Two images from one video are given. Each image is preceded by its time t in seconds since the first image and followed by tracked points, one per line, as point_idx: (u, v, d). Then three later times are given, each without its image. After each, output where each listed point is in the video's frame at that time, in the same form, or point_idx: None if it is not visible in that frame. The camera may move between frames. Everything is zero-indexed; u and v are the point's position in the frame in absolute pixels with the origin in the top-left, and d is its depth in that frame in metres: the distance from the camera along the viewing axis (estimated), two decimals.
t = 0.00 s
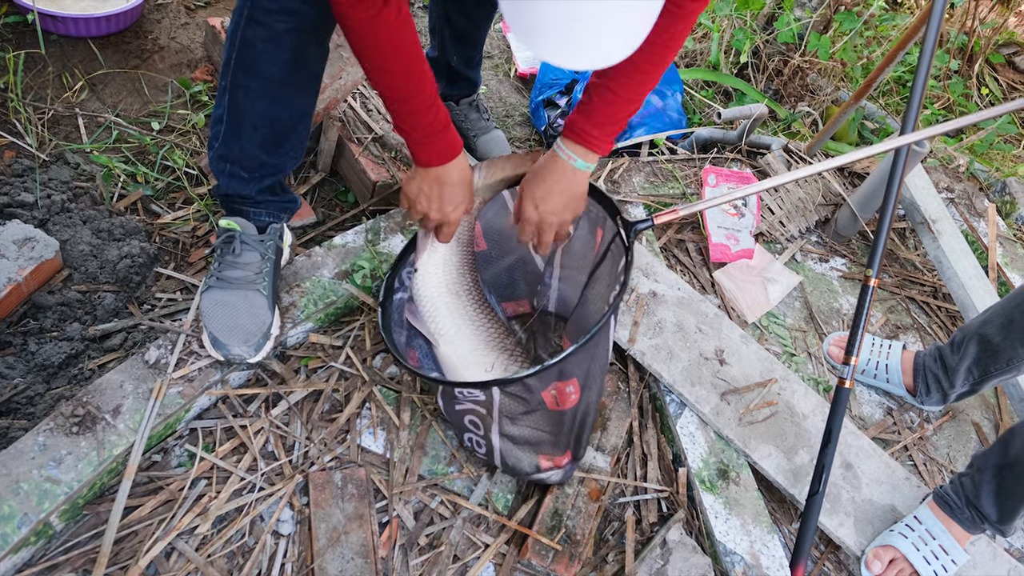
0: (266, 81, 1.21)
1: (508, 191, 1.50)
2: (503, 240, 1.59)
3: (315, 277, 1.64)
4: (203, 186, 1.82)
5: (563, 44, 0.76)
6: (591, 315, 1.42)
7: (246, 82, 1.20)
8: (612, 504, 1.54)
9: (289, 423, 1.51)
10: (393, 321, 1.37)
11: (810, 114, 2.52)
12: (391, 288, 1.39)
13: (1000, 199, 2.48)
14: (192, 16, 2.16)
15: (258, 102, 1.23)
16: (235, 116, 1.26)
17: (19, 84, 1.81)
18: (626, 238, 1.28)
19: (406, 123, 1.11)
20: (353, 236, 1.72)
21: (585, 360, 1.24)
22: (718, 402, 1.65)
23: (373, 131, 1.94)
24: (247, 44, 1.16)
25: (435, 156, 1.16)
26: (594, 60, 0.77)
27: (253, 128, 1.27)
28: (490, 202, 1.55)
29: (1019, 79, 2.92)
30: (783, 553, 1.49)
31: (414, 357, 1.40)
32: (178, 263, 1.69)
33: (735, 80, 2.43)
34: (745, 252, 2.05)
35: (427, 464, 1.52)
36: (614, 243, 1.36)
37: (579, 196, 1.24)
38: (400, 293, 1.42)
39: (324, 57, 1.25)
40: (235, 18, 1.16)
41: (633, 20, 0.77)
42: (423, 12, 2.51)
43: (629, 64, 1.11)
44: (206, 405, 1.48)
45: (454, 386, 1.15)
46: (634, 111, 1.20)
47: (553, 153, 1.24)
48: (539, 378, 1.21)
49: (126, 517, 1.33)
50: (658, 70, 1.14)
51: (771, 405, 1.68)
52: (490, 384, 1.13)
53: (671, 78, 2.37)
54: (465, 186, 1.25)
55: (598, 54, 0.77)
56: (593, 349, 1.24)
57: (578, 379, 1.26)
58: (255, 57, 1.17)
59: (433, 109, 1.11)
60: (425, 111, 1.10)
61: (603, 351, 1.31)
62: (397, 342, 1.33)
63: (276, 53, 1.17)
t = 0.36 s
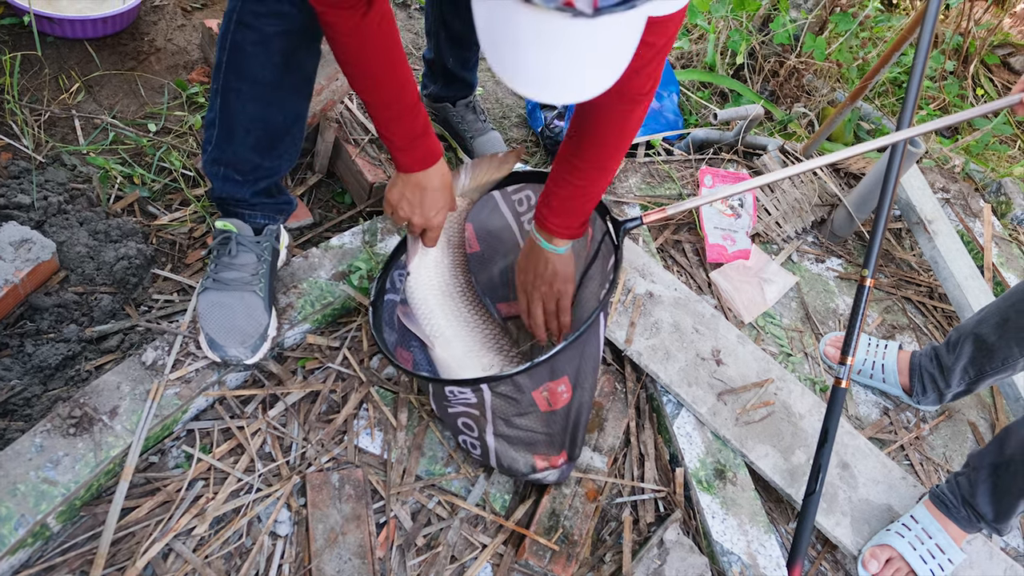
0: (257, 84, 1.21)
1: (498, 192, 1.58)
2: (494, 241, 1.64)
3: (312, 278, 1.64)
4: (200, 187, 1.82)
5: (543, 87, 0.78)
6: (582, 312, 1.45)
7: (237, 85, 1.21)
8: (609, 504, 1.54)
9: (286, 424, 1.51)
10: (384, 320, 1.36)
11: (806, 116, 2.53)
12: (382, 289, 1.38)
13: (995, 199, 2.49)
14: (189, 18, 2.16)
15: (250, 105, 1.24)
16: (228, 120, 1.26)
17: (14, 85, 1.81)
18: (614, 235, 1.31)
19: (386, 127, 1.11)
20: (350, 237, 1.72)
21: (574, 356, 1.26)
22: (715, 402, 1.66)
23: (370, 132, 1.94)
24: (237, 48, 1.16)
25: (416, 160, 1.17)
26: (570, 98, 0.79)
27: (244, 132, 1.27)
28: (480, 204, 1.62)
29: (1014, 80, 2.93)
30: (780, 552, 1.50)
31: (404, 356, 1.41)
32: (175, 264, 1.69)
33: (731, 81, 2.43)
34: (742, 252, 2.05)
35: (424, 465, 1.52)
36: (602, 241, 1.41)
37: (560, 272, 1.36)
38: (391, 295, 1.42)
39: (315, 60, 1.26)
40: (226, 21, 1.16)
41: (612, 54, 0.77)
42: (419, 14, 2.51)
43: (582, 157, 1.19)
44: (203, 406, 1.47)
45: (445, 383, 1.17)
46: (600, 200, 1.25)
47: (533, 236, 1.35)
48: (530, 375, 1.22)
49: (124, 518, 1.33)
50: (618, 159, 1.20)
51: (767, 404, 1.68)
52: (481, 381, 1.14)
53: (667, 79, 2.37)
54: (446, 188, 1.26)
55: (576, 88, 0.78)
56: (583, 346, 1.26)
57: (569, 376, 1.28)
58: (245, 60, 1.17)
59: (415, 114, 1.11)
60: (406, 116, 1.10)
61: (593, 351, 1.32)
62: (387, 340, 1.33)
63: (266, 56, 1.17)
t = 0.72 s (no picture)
0: (255, 86, 1.21)
1: (497, 192, 1.57)
2: (494, 241, 1.64)
3: (312, 278, 1.64)
4: (200, 188, 1.82)
5: (521, 87, 0.78)
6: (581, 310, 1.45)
7: (235, 87, 1.21)
8: (608, 504, 1.54)
9: (286, 425, 1.51)
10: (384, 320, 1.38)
11: (805, 116, 2.54)
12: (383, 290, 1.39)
13: (994, 200, 2.50)
14: (188, 18, 2.16)
15: (247, 106, 1.24)
16: (225, 120, 1.26)
17: (14, 86, 1.81)
18: (613, 231, 1.33)
19: (383, 126, 1.11)
20: (350, 238, 1.73)
21: (573, 355, 1.26)
22: (714, 403, 1.66)
23: (370, 133, 1.95)
24: (235, 49, 1.16)
25: (414, 160, 1.16)
26: (548, 96, 0.80)
27: (242, 132, 1.27)
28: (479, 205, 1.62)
29: (1012, 81, 2.94)
30: (779, 552, 1.50)
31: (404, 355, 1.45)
32: (175, 265, 1.69)
33: (730, 81, 2.43)
34: (741, 253, 2.06)
35: (424, 465, 1.52)
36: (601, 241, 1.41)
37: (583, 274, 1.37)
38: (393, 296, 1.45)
39: (313, 60, 1.26)
40: (223, 23, 1.17)
41: (588, 51, 0.77)
42: (419, 14, 2.52)
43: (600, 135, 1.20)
44: (203, 407, 1.48)
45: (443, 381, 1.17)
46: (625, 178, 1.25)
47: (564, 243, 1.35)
48: (529, 373, 1.22)
49: (124, 518, 1.33)
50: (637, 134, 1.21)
51: (767, 405, 1.68)
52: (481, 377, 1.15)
53: (667, 79, 2.36)
54: (442, 191, 1.27)
55: (553, 87, 0.79)
56: (582, 345, 1.26)
57: (568, 375, 1.28)
58: (242, 62, 1.18)
59: (414, 113, 1.11)
60: (405, 116, 1.10)
61: (593, 351, 1.32)
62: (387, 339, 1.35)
63: (264, 58, 1.18)
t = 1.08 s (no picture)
0: (255, 86, 1.21)
1: (497, 192, 1.58)
2: (495, 241, 1.65)
3: (314, 278, 1.64)
4: (202, 188, 1.83)
5: (513, 103, 0.80)
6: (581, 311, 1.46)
7: (234, 87, 1.21)
8: (610, 505, 1.54)
9: (287, 425, 1.51)
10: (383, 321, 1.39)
11: (807, 117, 2.54)
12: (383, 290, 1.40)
13: (995, 202, 2.50)
14: (191, 18, 2.16)
15: (248, 107, 1.24)
16: (226, 120, 1.26)
17: (17, 85, 1.82)
18: (611, 231, 1.33)
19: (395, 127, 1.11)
20: (352, 238, 1.73)
21: (573, 356, 1.26)
22: (715, 403, 1.66)
23: (372, 133, 1.95)
24: (235, 49, 1.16)
25: (424, 164, 1.17)
26: (539, 114, 0.82)
27: (243, 132, 1.27)
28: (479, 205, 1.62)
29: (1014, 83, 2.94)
30: (780, 553, 1.50)
31: (403, 355, 1.47)
32: (177, 264, 1.69)
33: (732, 83, 2.44)
34: (742, 254, 2.06)
35: (425, 465, 1.52)
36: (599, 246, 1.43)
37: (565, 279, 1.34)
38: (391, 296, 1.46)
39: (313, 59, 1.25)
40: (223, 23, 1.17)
41: (580, 73, 0.78)
42: (421, 15, 2.52)
43: (592, 141, 1.19)
44: (205, 406, 1.48)
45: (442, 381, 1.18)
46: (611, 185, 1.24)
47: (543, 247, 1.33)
48: (529, 373, 1.22)
49: (126, 517, 1.33)
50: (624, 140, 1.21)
51: (768, 405, 1.68)
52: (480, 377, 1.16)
53: (668, 81, 2.39)
54: (451, 198, 1.28)
55: (546, 104, 0.80)
56: (580, 345, 1.27)
57: (568, 376, 1.28)
58: (242, 62, 1.17)
59: (426, 116, 1.11)
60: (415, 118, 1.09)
61: (591, 352, 1.34)
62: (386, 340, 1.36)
63: (263, 58, 1.17)
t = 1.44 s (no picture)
0: (241, 92, 1.21)
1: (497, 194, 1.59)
2: (495, 242, 1.65)
3: (314, 278, 1.64)
4: (202, 188, 1.83)
5: (470, 175, 0.83)
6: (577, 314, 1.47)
7: (222, 94, 1.21)
8: (610, 505, 1.54)
9: (287, 425, 1.51)
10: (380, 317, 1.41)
11: (806, 117, 2.54)
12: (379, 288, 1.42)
13: (994, 202, 2.50)
14: (192, 19, 2.16)
15: (236, 113, 1.24)
16: (217, 127, 1.26)
17: (18, 85, 1.82)
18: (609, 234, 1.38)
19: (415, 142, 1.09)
20: (352, 237, 1.73)
21: (567, 354, 1.27)
22: (715, 403, 1.66)
23: (372, 133, 1.95)
24: (220, 57, 1.16)
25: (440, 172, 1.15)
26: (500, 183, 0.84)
27: (233, 138, 1.27)
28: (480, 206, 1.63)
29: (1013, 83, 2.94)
30: (780, 553, 1.50)
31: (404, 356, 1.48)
32: (177, 264, 1.69)
33: (732, 83, 2.44)
34: (742, 255, 2.06)
35: (425, 465, 1.52)
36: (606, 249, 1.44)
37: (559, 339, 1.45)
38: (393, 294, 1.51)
39: (301, 64, 1.24)
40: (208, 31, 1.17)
41: (536, 150, 0.81)
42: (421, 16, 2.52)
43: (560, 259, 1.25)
44: (205, 406, 1.48)
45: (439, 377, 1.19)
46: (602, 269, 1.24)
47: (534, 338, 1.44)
48: (523, 368, 1.24)
49: (126, 517, 1.33)
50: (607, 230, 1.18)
51: (768, 406, 1.68)
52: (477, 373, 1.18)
53: (668, 81, 2.39)
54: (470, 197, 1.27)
55: (503, 178, 0.83)
56: (578, 345, 1.29)
57: (563, 373, 1.29)
58: (228, 68, 1.18)
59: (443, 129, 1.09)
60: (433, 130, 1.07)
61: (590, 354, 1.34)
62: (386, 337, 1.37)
63: (247, 66, 1.17)
